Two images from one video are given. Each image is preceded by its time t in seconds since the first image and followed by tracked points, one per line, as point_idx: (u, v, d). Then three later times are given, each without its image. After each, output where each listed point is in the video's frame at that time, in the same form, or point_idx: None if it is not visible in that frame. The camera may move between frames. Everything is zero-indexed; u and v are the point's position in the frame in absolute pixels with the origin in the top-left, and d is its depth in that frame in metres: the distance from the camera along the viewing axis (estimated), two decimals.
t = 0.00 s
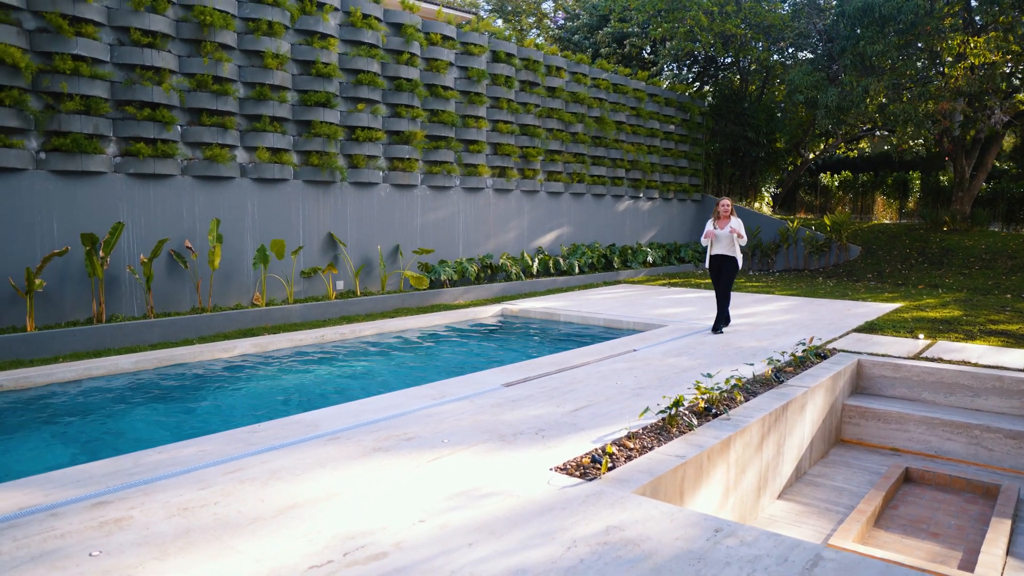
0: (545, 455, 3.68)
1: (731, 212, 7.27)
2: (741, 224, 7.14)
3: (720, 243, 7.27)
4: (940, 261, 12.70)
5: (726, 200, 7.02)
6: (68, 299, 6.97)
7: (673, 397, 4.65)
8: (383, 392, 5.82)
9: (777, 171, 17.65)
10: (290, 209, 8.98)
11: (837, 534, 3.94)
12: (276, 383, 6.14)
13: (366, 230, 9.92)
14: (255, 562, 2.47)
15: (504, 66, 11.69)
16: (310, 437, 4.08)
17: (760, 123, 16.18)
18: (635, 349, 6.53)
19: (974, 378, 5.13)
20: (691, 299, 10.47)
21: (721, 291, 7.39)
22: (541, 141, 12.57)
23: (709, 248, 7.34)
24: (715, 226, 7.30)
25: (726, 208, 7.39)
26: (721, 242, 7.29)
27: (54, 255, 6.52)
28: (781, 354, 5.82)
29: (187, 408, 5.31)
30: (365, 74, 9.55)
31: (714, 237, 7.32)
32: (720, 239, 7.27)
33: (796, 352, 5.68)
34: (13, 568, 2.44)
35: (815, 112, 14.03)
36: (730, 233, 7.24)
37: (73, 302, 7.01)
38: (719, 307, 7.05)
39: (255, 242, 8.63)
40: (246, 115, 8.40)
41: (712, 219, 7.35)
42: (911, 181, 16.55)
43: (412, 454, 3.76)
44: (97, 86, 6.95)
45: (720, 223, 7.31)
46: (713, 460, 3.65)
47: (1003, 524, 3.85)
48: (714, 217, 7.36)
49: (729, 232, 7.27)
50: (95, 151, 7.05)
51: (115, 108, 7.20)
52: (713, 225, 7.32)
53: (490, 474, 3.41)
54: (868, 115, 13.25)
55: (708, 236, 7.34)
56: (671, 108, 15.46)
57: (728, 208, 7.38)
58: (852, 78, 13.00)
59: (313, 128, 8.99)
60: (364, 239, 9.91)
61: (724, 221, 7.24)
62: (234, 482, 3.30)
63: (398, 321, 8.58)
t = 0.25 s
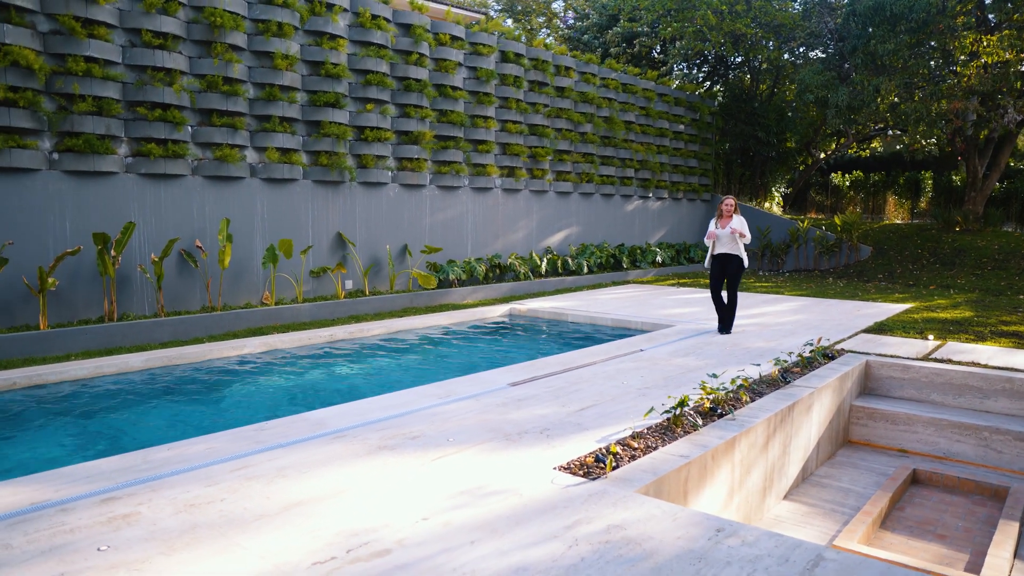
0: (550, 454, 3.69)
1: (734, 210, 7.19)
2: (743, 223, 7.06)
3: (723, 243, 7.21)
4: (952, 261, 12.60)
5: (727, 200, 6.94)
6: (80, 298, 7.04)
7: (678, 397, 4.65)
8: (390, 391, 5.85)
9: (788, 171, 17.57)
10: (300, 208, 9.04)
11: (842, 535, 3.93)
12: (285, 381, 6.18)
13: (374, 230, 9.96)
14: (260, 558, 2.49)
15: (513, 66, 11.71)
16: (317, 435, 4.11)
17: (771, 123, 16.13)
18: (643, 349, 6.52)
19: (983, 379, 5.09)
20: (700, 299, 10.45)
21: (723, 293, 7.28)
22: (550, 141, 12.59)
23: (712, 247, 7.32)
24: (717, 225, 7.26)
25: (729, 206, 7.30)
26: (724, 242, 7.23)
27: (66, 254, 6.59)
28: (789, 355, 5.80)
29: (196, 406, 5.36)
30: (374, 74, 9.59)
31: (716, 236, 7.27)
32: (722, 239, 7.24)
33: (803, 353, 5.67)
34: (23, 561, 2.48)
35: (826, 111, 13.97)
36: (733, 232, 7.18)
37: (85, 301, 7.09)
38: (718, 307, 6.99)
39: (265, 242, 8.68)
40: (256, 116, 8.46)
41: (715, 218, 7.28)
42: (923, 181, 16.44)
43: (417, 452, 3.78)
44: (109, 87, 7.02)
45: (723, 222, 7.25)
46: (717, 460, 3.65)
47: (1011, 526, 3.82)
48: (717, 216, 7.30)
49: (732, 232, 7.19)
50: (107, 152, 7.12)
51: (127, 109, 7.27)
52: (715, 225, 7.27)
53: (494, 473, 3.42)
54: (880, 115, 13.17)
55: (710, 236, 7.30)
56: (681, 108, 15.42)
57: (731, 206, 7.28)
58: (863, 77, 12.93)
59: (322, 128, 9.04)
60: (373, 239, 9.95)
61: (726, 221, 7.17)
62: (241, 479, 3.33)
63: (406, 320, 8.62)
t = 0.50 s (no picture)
0: (553, 453, 3.69)
1: (735, 210, 7.01)
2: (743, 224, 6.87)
3: (723, 244, 7.06)
4: (965, 261, 12.48)
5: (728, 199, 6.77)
6: (91, 296, 7.10)
7: (683, 397, 4.63)
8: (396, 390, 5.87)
9: (799, 170, 17.46)
10: (309, 208, 9.07)
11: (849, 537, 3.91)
12: (292, 380, 6.21)
13: (383, 229, 9.98)
14: (262, 555, 2.51)
15: (522, 65, 11.70)
16: (323, 433, 4.13)
17: (782, 121, 16.04)
18: (650, 349, 6.50)
19: (994, 380, 5.03)
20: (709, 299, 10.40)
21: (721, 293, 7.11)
22: (559, 139, 12.57)
23: (713, 249, 7.18)
24: (718, 225, 7.11)
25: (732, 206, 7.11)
26: (725, 242, 7.08)
27: (78, 253, 6.65)
28: (796, 355, 5.77)
29: (204, 404, 5.40)
30: (383, 73, 9.61)
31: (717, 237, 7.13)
32: (722, 240, 7.08)
33: (811, 353, 5.63)
34: (29, 557, 2.50)
35: (837, 110, 13.87)
36: (733, 233, 7.01)
37: (96, 299, 7.15)
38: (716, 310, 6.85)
39: (274, 241, 8.72)
40: (265, 116, 8.50)
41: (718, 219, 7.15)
42: (936, 179, 16.30)
43: (421, 451, 3.79)
44: (120, 87, 7.07)
45: (724, 222, 7.09)
46: (721, 461, 3.63)
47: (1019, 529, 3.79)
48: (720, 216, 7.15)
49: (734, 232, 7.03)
50: (118, 151, 7.18)
51: (137, 109, 7.32)
52: (716, 225, 7.13)
53: (497, 472, 3.42)
54: (892, 113, 13.05)
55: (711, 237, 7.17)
56: (691, 107, 15.34)
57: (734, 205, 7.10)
58: (875, 75, 12.82)
59: (331, 127, 9.07)
60: (382, 238, 9.98)
61: (727, 221, 7.02)
62: (246, 476, 3.35)
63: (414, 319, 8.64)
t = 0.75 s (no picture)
0: (558, 453, 3.69)
1: (737, 209, 6.83)
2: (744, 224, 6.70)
3: (724, 244, 6.90)
4: (980, 260, 12.35)
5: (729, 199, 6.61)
6: (103, 294, 7.17)
7: (689, 397, 4.61)
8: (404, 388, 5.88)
9: (812, 169, 17.34)
10: (319, 207, 9.10)
11: (856, 539, 3.88)
12: (301, 378, 6.24)
13: (393, 229, 10.00)
14: (264, 553, 2.52)
15: (532, 64, 11.69)
16: (329, 431, 4.15)
17: (794, 120, 15.91)
18: (659, 349, 6.48)
19: (1007, 382, 4.97)
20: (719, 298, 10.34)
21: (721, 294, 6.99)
22: (570, 138, 12.55)
23: (714, 248, 7.02)
24: (719, 224, 6.93)
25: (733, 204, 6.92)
26: (725, 242, 6.91)
27: (90, 251, 6.72)
28: (805, 355, 5.72)
29: (213, 402, 5.44)
30: (393, 73, 9.63)
31: (717, 236, 6.95)
32: (723, 240, 6.90)
33: (821, 353, 5.58)
34: (36, 552, 2.53)
35: (850, 109, 13.77)
36: (734, 233, 6.83)
37: (108, 297, 7.22)
38: (717, 313, 6.74)
39: (285, 239, 8.77)
40: (276, 115, 8.54)
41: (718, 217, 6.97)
42: (951, 178, 16.16)
43: (426, 450, 3.79)
44: (132, 87, 7.13)
45: (725, 221, 6.90)
46: (728, 462, 3.61)
47: None
48: (720, 214, 6.97)
49: (735, 232, 6.85)
50: (130, 151, 7.24)
51: (149, 109, 7.38)
52: (716, 225, 6.94)
53: (501, 471, 3.42)
54: (906, 111, 12.93)
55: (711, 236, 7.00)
56: (702, 106, 15.27)
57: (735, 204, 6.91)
58: (888, 74, 12.71)
59: (341, 127, 9.10)
60: (392, 237, 10.00)
61: (728, 220, 6.85)
62: (251, 474, 3.37)
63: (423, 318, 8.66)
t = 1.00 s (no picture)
0: (566, 453, 3.68)
1: (743, 208, 6.67)
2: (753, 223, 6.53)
3: (729, 243, 6.69)
4: (999, 261, 12.20)
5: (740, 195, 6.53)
6: (118, 292, 7.25)
7: (698, 397, 4.59)
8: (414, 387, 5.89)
9: (827, 169, 17.19)
10: (331, 206, 9.14)
11: (867, 542, 3.84)
12: (311, 376, 6.27)
13: (405, 228, 10.02)
14: (270, 550, 2.53)
15: (544, 64, 11.68)
16: (337, 429, 4.16)
17: (809, 119, 15.77)
18: (669, 349, 6.45)
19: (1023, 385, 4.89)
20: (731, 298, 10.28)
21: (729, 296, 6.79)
22: (582, 138, 12.52)
23: (717, 247, 6.82)
24: (724, 223, 6.73)
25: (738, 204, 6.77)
26: (730, 242, 6.70)
27: (105, 250, 6.79)
28: (817, 357, 5.67)
29: (224, 400, 5.48)
30: (405, 73, 9.65)
31: (722, 236, 6.75)
32: (728, 239, 6.70)
33: (833, 354, 5.53)
34: (46, 546, 2.56)
35: (866, 108, 13.65)
36: (740, 233, 6.65)
37: (123, 296, 7.29)
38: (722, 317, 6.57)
39: (297, 239, 8.81)
40: (289, 115, 8.59)
41: (723, 216, 6.77)
42: (968, 178, 15.98)
43: (433, 449, 3.80)
44: (146, 87, 7.20)
45: (730, 220, 6.73)
46: (736, 463, 3.58)
47: None
48: (725, 214, 6.79)
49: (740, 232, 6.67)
50: (144, 151, 7.31)
51: (163, 109, 7.45)
52: (721, 223, 6.76)
53: (507, 471, 3.42)
54: (922, 110, 12.80)
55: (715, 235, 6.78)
56: (716, 105, 15.18)
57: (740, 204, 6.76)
58: (904, 72, 12.58)
59: (354, 126, 9.13)
60: (404, 237, 10.02)
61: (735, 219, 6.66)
62: (260, 472, 3.39)
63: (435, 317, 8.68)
